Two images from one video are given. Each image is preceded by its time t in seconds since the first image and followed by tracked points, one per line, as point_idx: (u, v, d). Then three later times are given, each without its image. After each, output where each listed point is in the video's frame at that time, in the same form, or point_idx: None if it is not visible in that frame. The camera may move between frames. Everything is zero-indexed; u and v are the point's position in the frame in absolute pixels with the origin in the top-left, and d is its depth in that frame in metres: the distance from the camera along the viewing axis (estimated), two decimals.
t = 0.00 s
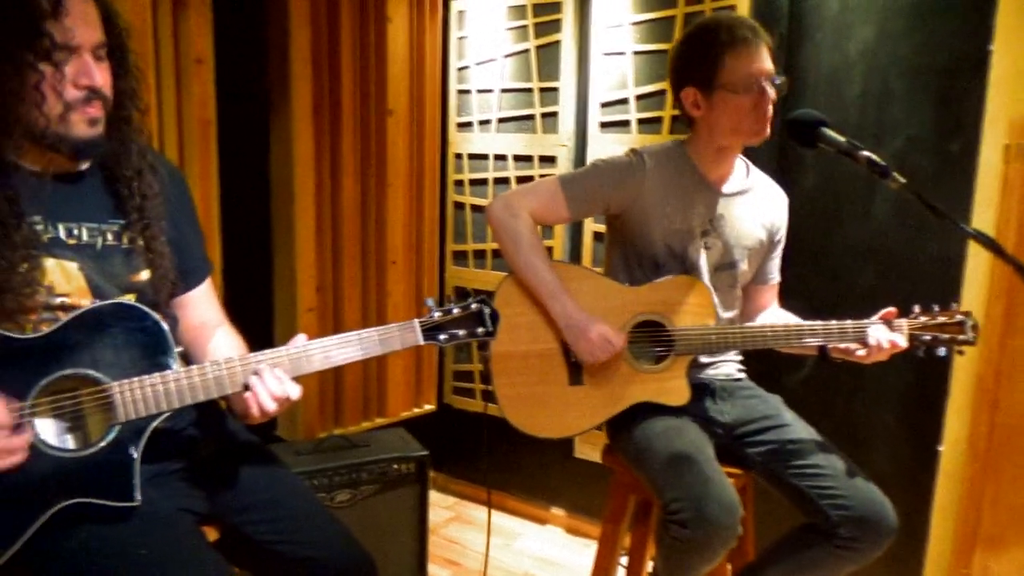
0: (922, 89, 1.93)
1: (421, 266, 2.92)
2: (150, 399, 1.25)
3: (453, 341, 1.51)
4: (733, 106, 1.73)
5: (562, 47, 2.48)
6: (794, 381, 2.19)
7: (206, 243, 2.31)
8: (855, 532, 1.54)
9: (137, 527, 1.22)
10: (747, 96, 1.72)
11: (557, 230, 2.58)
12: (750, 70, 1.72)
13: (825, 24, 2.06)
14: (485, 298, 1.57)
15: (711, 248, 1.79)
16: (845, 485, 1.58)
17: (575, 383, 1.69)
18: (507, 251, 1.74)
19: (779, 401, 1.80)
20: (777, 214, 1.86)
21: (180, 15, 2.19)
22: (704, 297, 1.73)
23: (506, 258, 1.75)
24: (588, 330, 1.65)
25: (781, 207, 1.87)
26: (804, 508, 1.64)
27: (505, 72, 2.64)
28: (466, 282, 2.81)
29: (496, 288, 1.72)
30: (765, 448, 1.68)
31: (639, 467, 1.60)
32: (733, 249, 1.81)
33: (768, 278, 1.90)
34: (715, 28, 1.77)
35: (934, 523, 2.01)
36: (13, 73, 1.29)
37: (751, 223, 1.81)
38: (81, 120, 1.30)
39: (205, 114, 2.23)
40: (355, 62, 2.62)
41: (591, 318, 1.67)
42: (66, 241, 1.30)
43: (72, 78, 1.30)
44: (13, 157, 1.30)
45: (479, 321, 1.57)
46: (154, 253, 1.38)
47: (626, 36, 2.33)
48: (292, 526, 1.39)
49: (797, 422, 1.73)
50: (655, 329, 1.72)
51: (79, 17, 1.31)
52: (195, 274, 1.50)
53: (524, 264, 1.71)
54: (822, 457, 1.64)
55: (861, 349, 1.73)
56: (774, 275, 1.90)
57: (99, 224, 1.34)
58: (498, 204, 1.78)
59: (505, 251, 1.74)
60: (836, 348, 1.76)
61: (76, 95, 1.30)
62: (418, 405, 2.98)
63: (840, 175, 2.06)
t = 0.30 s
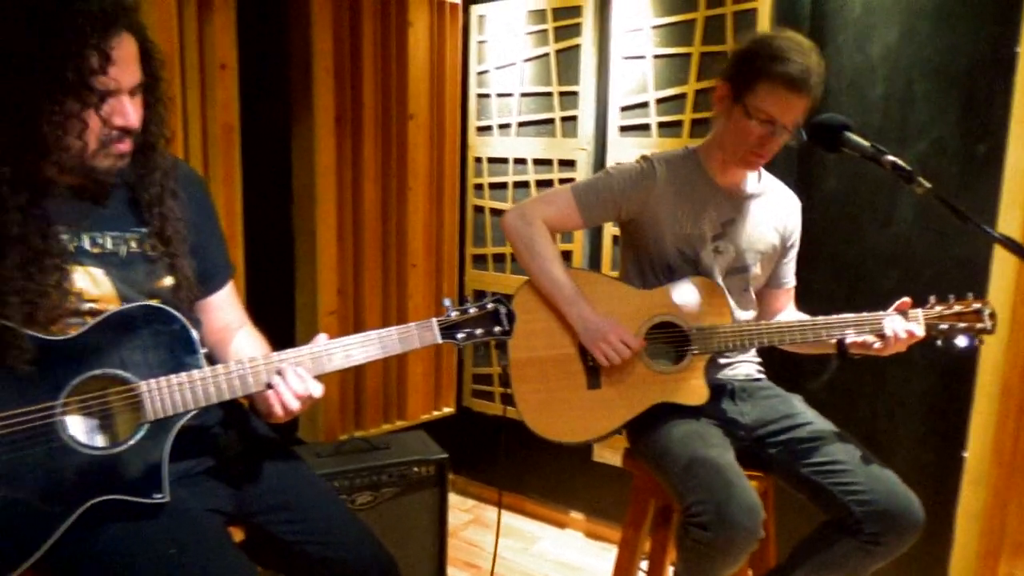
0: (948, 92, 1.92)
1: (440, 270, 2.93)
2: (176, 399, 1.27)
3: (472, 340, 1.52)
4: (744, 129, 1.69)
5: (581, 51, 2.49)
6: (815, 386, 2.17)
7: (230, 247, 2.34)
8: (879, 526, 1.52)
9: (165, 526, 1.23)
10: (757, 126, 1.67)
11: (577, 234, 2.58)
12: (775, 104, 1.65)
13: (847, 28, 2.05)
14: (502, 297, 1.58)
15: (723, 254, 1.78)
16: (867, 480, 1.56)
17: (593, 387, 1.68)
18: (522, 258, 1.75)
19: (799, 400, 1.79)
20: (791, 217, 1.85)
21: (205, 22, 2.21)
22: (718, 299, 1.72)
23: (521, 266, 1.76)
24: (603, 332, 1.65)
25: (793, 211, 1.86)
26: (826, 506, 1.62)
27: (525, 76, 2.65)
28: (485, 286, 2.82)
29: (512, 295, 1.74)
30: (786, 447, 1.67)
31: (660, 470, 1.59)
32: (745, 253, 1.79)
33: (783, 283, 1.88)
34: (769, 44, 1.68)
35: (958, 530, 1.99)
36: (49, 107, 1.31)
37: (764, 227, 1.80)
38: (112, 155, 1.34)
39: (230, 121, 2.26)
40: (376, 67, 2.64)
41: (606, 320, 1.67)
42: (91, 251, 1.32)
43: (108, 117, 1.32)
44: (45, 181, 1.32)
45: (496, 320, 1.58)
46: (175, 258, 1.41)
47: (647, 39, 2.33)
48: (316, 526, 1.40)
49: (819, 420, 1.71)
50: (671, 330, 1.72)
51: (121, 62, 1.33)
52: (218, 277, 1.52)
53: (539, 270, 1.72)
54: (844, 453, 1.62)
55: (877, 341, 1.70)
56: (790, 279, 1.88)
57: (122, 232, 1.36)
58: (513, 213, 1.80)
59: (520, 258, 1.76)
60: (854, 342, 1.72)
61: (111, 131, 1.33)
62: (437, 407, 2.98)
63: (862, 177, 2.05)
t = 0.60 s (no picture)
0: (972, 95, 1.90)
1: (459, 272, 2.94)
2: (206, 401, 1.29)
3: (499, 344, 1.53)
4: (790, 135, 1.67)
5: (601, 54, 2.49)
6: (835, 390, 2.16)
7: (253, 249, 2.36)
8: (884, 552, 1.49)
9: (193, 527, 1.25)
10: (807, 134, 1.65)
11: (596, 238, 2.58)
12: (828, 115, 1.64)
13: (869, 30, 2.04)
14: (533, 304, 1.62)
15: (739, 259, 1.78)
16: (879, 505, 1.53)
17: (612, 390, 1.69)
18: (540, 262, 1.76)
19: (819, 412, 1.78)
20: (811, 222, 1.85)
21: (229, 27, 2.24)
22: (736, 304, 1.71)
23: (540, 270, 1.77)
24: (622, 334, 1.65)
25: (813, 217, 1.86)
26: (836, 524, 1.60)
27: (545, 79, 2.65)
28: (504, 288, 2.83)
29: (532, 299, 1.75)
30: (804, 458, 1.66)
31: (680, 473, 1.59)
32: (763, 259, 1.79)
33: (801, 288, 1.87)
34: (827, 59, 1.67)
35: (981, 537, 1.98)
36: (75, 90, 1.34)
37: (786, 231, 1.80)
38: (143, 134, 1.36)
39: (253, 124, 2.28)
40: (397, 70, 2.66)
41: (624, 324, 1.68)
42: (127, 252, 1.34)
43: (133, 95, 1.35)
44: (75, 173, 1.34)
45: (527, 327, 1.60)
46: (207, 261, 1.42)
47: (668, 42, 2.33)
48: (340, 528, 1.42)
49: (838, 435, 1.70)
50: (690, 334, 1.72)
51: (137, 37, 1.37)
52: (249, 281, 1.54)
53: (557, 274, 1.72)
54: (859, 474, 1.60)
55: (899, 345, 1.70)
56: (808, 285, 1.87)
57: (158, 234, 1.38)
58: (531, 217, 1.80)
59: (538, 262, 1.76)
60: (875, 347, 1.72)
61: (137, 111, 1.35)
62: (455, 409, 2.96)
63: (885, 181, 2.04)
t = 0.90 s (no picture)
0: (997, 98, 1.88)
1: (478, 275, 2.95)
2: (233, 402, 1.31)
3: (519, 348, 1.53)
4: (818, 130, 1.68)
5: (621, 57, 2.49)
6: (857, 395, 2.14)
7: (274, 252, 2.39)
8: (924, 547, 1.51)
9: (218, 528, 1.26)
10: (836, 125, 1.66)
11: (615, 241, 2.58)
12: (851, 100, 1.64)
13: (892, 33, 2.02)
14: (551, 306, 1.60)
15: (772, 264, 1.77)
16: (916, 501, 1.54)
17: (634, 396, 1.69)
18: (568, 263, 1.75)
19: (845, 416, 1.77)
20: (842, 228, 1.82)
21: (253, 31, 2.27)
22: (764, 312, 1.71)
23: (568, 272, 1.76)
24: (645, 346, 1.65)
25: (847, 222, 1.84)
26: (870, 522, 1.60)
27: (564, 83, 2.66)
28: (523, 290, 2.83)
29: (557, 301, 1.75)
30: (833, 462, 1.65)
31: (703, 480, 1.59)
32: (796, 264, 1.78)
33: (834, 295, 1.85)
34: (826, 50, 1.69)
35: (1006, 544, 1.95)
36: (102, 92, 1.37)
37: (818, 237, 1.79)
38: (182, 155, 1.37)
39: (275, 128, 2.31)
40: (417, 75, 2.68)
41: (648, 333, 1.68)
42: (156, 260, 1.36)
43: (178, 117, 1.36)
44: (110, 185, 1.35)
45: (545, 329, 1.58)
46: (236, 270, 1.46)
47: (687, 46, 2.32)
48: (363, 528, 1.43)
49: (866, 436, 1.70)
50: (716, 341, 1.72)
51: (188, 59, 1.39)
52: (273, 285, 1.56)
53: (585, 277, 1.72)
54: (892, 471, 1.61)
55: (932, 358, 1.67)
56: (840, 291, 1.85)
57: (186, 243, 1.41)
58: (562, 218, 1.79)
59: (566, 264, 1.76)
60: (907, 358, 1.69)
61: (180, 130, 1.37)
62: (474, 411, 2.98)
63: (908, 184, 2.02)
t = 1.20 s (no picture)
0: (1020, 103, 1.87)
1: (495, 278, 2.97)
2: (254, 407, 1.32)
3: (539, 354, 1.53)
4: (838, 135, 1.68)
5: (638, 61, 2.49)
6: (875, 401, 2.12)
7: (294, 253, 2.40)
8: (943, 558, 1.49)
9: (239, 528, 1.27)
10: (855, 128, 1.66)
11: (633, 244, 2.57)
12: (868, 103, 1.65)
13: (912, 34, 2.01)
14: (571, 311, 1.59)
15: (794, 268, 1.76)
16: (935, 511, 1.53)
17: (655, 396, 1.69)
18: (588, 264, 1.76)
19: (867, 424, 1.75)
20: (865, 231, 1.81)
21: (274, 34, 2.29)
22: (785, 315, 1.70)
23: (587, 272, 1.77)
24: (668, 342, 1.65)
25: (871, 227, 1.83)
26: (889, 530, 1.59)
27: (581, 86, 2.66)
28: (540, 294, 2.84)
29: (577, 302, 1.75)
30: (853, 469, 1.63)
31: (720, 484, 1.58)
32: (817, 270, 1.77)
33: (856, 301, 1.85)
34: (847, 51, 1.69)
35: None
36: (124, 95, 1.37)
37: (840, 243, 1.77)
38: (205, 150, 1.39)
39: (295, 130, 2.33)
40: (436, 78, 2.69)
41: (670, 331, 1.67)
42: (181, 261, 1.39)
43: (199, 112, 1.38)
44: (142, 188, 1.41)
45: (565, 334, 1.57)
46: (259, 270, 1.48)
47: (706, 49, 2.32)
48: (381, 531, 1.44)
49: (888, 444, 1.68)
50: (737, 346, 1.71)
51: (206, 55, 1.41)
52: (305, 287, 1.59)
53: (605, 276, 1.72)
54: (912, 480, 1.59)
55: (955, 370, 1.67)
56: (863, 298, 1.85)
57: (211, 245, 1.43)
58: (582, 220, 1.80)
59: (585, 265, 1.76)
60: (930, 368, 1.70)
61: (203, 126, 1.38)
62: (490, 414, 2.99)
63: (929, 189, 2.01)
